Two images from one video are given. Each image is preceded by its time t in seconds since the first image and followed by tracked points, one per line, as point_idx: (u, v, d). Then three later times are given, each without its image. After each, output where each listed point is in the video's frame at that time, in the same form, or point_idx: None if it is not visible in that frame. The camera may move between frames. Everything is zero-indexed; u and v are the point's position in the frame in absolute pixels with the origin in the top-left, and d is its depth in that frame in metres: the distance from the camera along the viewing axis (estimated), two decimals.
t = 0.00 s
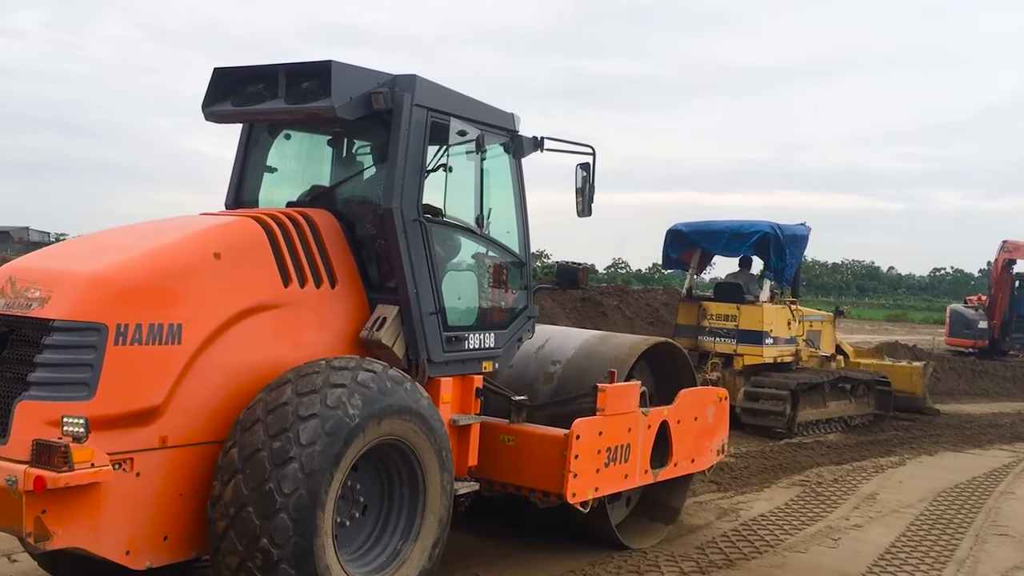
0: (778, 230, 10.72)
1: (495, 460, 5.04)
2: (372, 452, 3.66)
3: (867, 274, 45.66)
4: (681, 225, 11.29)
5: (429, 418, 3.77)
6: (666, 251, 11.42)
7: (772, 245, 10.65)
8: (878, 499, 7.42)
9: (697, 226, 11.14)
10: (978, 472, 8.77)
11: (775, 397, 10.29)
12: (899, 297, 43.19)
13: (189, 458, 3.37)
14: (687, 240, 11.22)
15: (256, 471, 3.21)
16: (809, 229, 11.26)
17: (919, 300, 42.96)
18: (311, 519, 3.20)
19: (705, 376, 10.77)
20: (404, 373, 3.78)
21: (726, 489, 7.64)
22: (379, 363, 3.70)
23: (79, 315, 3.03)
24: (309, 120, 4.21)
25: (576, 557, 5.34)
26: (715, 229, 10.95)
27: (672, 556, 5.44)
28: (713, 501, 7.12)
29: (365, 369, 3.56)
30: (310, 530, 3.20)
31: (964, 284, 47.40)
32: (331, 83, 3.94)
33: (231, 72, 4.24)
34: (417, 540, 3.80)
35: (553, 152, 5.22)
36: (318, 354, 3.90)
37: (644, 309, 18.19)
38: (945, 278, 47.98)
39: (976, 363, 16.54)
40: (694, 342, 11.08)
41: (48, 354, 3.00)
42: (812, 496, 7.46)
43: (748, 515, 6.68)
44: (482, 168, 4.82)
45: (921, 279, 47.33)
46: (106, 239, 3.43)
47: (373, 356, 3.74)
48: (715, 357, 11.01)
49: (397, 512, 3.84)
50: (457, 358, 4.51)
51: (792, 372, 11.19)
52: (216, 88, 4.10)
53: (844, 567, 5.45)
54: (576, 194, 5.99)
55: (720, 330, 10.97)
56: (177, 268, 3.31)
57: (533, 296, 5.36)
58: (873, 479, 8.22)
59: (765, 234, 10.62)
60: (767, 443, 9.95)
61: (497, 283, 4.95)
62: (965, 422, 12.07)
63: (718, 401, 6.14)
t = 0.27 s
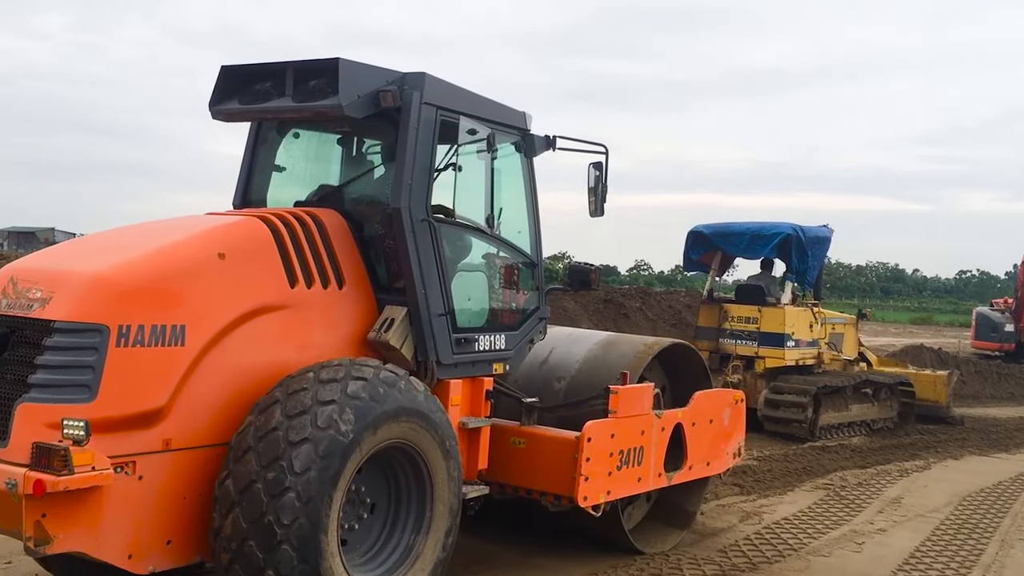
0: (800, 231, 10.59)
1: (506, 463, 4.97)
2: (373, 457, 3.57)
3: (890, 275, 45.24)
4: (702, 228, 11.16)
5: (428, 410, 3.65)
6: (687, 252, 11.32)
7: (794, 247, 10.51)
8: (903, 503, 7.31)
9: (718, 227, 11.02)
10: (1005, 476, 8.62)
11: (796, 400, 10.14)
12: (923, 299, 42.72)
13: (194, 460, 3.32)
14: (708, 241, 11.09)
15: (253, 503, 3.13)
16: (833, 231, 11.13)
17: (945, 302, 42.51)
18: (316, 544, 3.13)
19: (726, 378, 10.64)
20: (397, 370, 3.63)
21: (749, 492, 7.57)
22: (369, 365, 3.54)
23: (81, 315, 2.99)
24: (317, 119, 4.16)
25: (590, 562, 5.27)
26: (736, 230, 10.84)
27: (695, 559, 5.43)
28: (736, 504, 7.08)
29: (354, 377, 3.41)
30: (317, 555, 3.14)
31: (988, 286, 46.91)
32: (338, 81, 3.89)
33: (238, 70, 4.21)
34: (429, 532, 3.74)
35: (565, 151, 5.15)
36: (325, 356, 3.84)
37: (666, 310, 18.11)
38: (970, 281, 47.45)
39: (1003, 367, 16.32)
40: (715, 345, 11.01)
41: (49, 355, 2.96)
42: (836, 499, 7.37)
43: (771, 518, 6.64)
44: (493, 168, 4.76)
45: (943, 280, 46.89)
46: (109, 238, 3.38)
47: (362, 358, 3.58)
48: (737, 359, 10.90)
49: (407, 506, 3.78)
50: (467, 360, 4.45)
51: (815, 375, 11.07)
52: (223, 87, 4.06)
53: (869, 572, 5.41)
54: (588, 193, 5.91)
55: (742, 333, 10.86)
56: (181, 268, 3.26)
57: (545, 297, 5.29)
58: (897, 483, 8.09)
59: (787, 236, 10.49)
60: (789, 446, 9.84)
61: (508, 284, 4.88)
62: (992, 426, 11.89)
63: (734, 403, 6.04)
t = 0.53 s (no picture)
0: (820, 232, 10.58)
1: (510, 464, 4.91)
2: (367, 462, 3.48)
3: (906, 276, 44.94)
4: (721, 228, 11.07)
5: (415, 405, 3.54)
6: (706, 253, 11.24)
7: (812, 248, 10.53)
8: (921, 505, 7.22)
9: (737, 228, 10.95)
10: None
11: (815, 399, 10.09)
12: (942, 300, 42.38)
13: (189, 462, 3.27)
14: (727, 241, 11.01)
15: (245, 536, 3.07)
16: (852, 231, 11.04)
17: (962, 303, 42.19)
18: (314, 569, 3.09)
19: (744, 379, 10.53)
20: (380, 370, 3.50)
21: (766, 493, 7.51)
22: (349, 370, 3.41)
23: (73, 314, 2.93)
24: (318, 115, 4.10)
25: (597, 564, 5.21)
26: (755, 231, 10.75)
27: (711, 560, 5.41)
28: (752, 505, 7.03)
29: (335, 388, 3.29)
30: None
31: (1006, 286, 46.55)
32: (339, 76, 3.83)
33: (238, 65, 4.16)
34: (433, 522, 3.69)
35: (572, 148, 5.08)
36: (325, 356, 3.78)
37: (683, 310, 18.09)
38: (988, 283, 47.09)
39: None
40: (733, 345, 10.90)
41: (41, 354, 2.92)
42: (853, 501, 7.29)
43: (788, 520, 6.60)
44: (497, 165, 4.70)
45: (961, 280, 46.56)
46: (105, 236, 3.33)
47: (342, 363, 3.44)
48: (755, 360, 10.78)
49: (408, 499, 3.71)
50: (470, 360, 4.38)
51: (834, 376, 10.97)
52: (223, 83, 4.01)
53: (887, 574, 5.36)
54: (594, 192, 5.83)
55: (760, 333, 10.76)
56: (176, 266, 3.20)
57: (550, 297, 5.22)
58: (914, 485, 7.98)
59: (806, 236, 10.48)
60: (805, 447, 9.74)
61: (513, 283, 4.82)
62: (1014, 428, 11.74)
63: (743, 403, 5.95)
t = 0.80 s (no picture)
0: (841, 234, 10.49)
1: (513, 467, 4.84)
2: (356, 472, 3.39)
3: (925, 277, 44.59)
4: (741, 229, 10.96)
5: (397, 407, 3.41)
6: (727, 253, 11.15)
7: (834, 250, 10.41)
8: (939, 507, 7.11)
9: (758, 229, 10.84)
10: None
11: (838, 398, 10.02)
12: (960, 301, 42.04)
13: (183, 465, 3.22)
14: (747, 243, 10.89)
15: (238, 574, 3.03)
16: (873, 232, 10.91)
17: (982, 304, 41.82)
18: None
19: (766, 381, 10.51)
20: (356, 378, 3.36)
21: (782, 494, 7.43)
22: (323, 384, 3.28)
23: (61, 315, 2.89)
24: (316, 113, 4.05)
25: (604, 568, 5.14)
26: (777, 232, 10.65)
27: (727, 560, 5.36)
28: (768, 506, 6.96)
29: (310, 409, 3.18)
30: None
31: None
32: (336, 73, 3.78)
33: (236, 63, 4.12)
34: (432, 512, 3.63)
35: (576, 146, 5.01)
36: (323, 357, 3.72)
37: (699, 311, 18.04)
38: (1008, 283, 46.66)
39: None
40: (755, 347, 10.79)
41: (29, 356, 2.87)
42: (870, 502, 7.19)
43: (804, 521, 6.53)
44: (500, 164, 4.64)
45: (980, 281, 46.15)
46: (97, 235, 3.29)
47: (315, 377, 3.31)
48: (777, 360, 10.71)
49: (406, 494, 3.65)
50: (471, 361, 4.31)
51: (856, 377, 10.86)
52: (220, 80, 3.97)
53: None
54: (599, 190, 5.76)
55: (781, 334, 10.68)
56: (168, 266, 3.16)
57: (555, 297, 5.15)
58: (932, 487, 7.86)
59: (828, 238, 10.40)
60: (823, 449, 9.63)
61: (516, 283, 4.75)
62: None
63: (751, 404, 5.86)
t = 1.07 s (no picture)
0: (866, 235, 10.38)
1: (519, 470, 4.77)
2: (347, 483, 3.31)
3: (945, 277, 44.19)
4: (766, 231, 10.92)
5: (381, 414, 3.29)
6: (751, 255, 11.13)
7: (858, 252, 10.29)
8: (959, 509, 6.99)
9: (782, 231, 10.81)
10: None
11: (863, 400, 9.94)
12: (978, 301, 41.73)
13: (178, 469, 3.16)
14: (772, 245, 10.88)
15: None
16: (898, 232, 10.78)
17: (1004, 305, 41.38)
18: None
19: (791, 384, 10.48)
20: (334, 390, 3.23)
21: (800, 496, 7.33)
22: (300, 404, 3.16)
23: (54, 317, 2.85)
24: (316, 111, 4.00)
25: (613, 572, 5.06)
26: (803, 234, 10.57)
27: (745, 562, 5.32)
28: (787, 508, 6.88)
29: (288, 436, 3.07)
30: None
31: None
32: (335, 71, 3.73)
33: (237, 61, 4.08)
34: (432, 503, 3.57)
35: (583, 144, 4.94)
36: (323, 359, 3.67)
37: (716, 313, 17.96)
38: None
39: None
40: (779, 348, 10.75)
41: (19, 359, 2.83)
42: (889, 504, 7.08)
43: (822, 523, 6.47)
44: (504, 163, 4.57)
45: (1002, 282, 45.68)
46: (92, 235, 3.25)
47: (291, 396, 3.18)
48: (801, 361, 10.67)
49: (404, 491, 3.58)
50: (474, 363, 4.25)
51: (880, 379, 10.75)
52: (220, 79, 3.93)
53: None
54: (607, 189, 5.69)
55: (806, 336, 10.61)
56: (162, 266, 3.11)
57: (561, 298, 5.08)
58: (953, 489, 7.73)
59: (852, 240, 10.28)
60: (841, 450, 9.51)
61: (521, 284, 4.67)
62: None
63: (760, 406, 5.77)
